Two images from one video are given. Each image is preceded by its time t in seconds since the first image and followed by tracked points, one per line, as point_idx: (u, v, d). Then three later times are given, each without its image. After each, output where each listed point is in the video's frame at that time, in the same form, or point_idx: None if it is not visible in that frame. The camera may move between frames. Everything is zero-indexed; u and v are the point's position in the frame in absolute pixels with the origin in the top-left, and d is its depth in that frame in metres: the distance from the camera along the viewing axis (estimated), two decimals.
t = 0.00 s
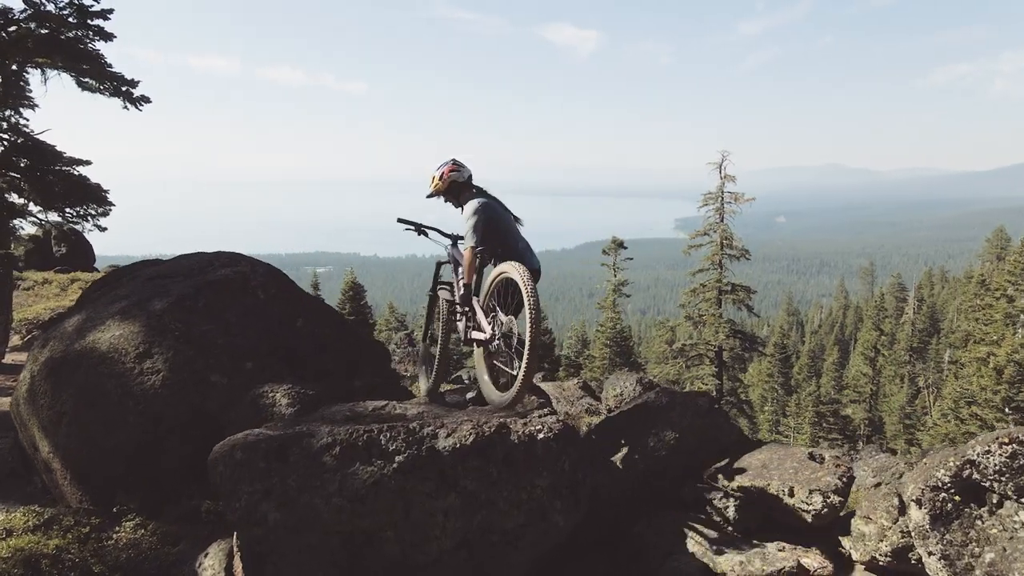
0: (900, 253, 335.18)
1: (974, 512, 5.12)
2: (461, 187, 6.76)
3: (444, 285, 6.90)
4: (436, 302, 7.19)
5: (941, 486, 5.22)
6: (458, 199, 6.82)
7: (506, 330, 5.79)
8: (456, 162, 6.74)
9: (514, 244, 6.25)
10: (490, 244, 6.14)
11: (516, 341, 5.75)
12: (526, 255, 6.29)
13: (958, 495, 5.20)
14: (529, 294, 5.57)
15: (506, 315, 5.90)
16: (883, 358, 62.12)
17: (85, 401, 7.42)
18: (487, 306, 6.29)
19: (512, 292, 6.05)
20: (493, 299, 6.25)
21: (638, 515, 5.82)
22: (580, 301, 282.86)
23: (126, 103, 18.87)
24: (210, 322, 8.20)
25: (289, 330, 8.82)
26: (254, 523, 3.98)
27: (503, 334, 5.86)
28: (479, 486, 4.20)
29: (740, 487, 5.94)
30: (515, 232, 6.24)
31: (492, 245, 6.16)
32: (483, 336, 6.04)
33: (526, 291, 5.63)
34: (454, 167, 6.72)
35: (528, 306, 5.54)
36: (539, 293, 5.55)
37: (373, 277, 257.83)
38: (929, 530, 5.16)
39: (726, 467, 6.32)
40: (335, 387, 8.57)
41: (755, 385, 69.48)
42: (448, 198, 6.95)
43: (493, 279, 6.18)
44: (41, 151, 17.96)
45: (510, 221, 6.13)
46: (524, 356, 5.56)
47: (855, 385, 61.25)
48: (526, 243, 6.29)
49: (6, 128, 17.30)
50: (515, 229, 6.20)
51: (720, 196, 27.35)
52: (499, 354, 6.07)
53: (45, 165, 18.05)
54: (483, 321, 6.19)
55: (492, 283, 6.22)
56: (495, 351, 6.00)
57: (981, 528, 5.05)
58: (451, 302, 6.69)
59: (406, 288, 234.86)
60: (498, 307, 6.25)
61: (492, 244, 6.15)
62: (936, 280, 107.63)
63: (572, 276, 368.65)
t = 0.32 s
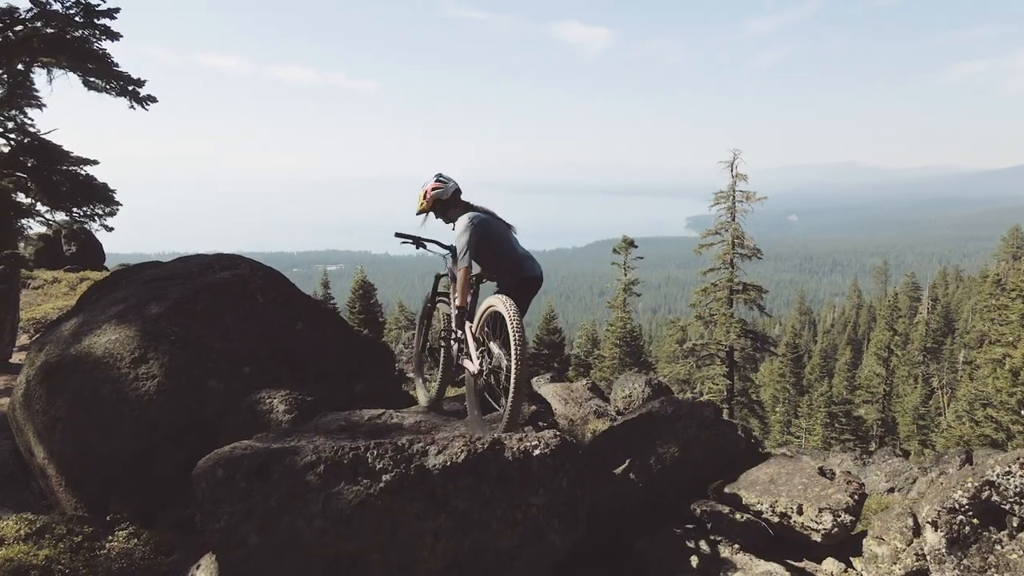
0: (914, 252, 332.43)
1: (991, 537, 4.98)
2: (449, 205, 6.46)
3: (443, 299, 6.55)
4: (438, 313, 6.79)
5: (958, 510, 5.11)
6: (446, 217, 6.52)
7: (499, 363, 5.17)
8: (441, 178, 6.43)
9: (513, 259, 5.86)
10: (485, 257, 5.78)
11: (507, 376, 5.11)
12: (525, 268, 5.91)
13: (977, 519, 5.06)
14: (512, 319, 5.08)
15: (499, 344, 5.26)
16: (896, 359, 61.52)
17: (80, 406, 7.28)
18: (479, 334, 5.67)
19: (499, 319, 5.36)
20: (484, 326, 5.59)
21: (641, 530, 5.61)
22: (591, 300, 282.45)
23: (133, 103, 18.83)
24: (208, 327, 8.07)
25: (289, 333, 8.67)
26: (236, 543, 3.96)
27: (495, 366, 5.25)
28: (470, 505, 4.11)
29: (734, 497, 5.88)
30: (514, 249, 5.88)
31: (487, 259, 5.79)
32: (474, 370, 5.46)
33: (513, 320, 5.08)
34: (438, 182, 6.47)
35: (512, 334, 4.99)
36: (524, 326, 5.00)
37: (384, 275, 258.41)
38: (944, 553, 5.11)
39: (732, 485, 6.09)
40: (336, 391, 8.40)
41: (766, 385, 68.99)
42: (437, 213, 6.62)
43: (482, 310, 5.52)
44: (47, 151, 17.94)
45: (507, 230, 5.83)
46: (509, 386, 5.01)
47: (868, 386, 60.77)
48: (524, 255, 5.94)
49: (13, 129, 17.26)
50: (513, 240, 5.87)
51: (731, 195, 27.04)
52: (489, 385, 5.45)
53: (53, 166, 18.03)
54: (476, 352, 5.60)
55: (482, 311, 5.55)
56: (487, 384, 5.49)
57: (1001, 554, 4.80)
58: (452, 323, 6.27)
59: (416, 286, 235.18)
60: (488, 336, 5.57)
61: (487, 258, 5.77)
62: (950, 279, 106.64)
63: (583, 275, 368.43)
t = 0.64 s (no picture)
0: (930, 249, 329.05)
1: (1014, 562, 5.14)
2: (454, 195, 6.26)
3: (444, 304, 6.43)
4: (438, 320, 6.67)
5: (983, 534, 5.19)
6: (450, 210, 6.30)
7: (500, 374, 5.01)
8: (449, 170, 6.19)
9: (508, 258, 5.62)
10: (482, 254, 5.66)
11: (508, 387, 4.94)
12: (526, 272, 5.69)
13: (998, 544, 5.20)
14: (513, 324, 4.93)
15: (500, 353, 5.10)
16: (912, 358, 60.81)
17: (78, 411, 7.16)
18: (479, 342, 5.50)
19: (500, 328, 5.19)
20: (485, 334, 5.41)
21: (646, 543, 5.47)
22: (603, 296, 281.76)
23: (142, 100, 18.81)
24: (208, 330, 7.96)
25: (291, 335, 8.54)
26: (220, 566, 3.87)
27: (496, 377, 5.09)
28: (464, 526, 3.99)
29: (745, 512, 5.65)
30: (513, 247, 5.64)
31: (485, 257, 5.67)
32: (474, 380, 5.33)
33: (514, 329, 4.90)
34: (445, 173, 6.23)
35: (512, 344, 4.85)
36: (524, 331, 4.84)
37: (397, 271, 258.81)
38: None
39: (742, 498, 5.85)
40: (337, 396, 8.25)
41: (779, 382, 68.50)
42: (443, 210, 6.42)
43: (483, 317, 5.34)
44: (56, 150, 17.96)
45: (508, 226, 5.62)
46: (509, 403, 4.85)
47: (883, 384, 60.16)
48: (526, 258, 5.72)
49: (22, 127, 17.28)
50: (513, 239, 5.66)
51: (745, 191, 26.70)
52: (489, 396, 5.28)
53: (62, 163, 18.02)
54: (476, 361, 5.45)
55: (482, 320, 5.38)
56: (489, 395, 5.33)
57: None
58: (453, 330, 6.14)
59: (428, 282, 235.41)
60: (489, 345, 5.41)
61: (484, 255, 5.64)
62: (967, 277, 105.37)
63: (595, 271, 367.57)
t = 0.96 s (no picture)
0: (948, 245, 325.25)
1: None
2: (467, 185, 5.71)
3: (445, 310, 6.30)
4: (440, 327, 6.55)
5: (1001, 558, 6.24)
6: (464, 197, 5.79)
7: (499, 386, 4.87)
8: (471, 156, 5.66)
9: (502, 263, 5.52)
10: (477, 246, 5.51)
11: (506, 399, 4.80)
12: (522, 271, 5.58)
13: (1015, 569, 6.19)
14: (511, 336, 4.78)
15: (500, 364, 4.95)
16: (930, 356, 60.16)
17: (79, 416, 7.08)
18: (478, 352, 5.36)
19: (500, 338, 5.05)
20: (484, 343, 5.26)
21: (650, 560, 5.32)
22: (617, 293, 280.74)
23: (152, 98, 18.78)
24: (210, 333, 7.86)
25: (294, 338, 8.42)
26: None
27: (495, 389, 4.95)
28: (457, 549, 3.86)
29: (751, 529, 5.53)
30: (511, 252, 5.53)
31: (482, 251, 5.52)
32: (474, 392, 5.20)
33: (513, 341, 4.75)
34: (462, 162, 5.73)
35: (510, 356, 4.72)
36: (523, 345, 4.68)
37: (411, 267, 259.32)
38: None
39: (750, 516, 5.67)
40: (340, 400, 8.14)
41: (794, 380, 67.98)
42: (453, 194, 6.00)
43: (482, 327, 5.19)
44: (66, 148, 17.96)
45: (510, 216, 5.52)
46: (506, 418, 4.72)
47: (900, 383, 59.60)
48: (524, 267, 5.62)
49: (33, 125, 17.31)
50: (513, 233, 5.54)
51: (760, 188, 26.38)
52: (488, 410, 5.13)
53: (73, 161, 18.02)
54: (476, 371, 5.31)
55: (481, 329, 5.24)
56: (487, 407, 5.19)
57: None
58: (453, 339, 5.99)
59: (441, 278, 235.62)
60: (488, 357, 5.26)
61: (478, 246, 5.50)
62: (986, 274, 103.97)
63: (609, 268, 366.42)
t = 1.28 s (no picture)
0: (967, 242, 321.49)
1: None
2: (473, 181, 5.40)
3: (444, 316, 6.15)
4: (439, 333, 6.39)
5: None
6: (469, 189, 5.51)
7: (496, 397, 4.75)
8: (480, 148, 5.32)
9: (498, 264, 5.44)
10: (480, 247, 5.41)
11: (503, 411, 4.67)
12: (521, 275, 5.55)
13: None
14: (506, 343, 4.69)
15: (495, 373, 4.84)
16: (947, 355, 59.45)
17: (80, 420, 7.03)
18: (475, 360, 5.25)
19: (496, 347, 4.94)
20: (481, 351, 5.14)
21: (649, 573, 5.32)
22: (630, 289, 279.70)
23: (162, 95, 18.77)
24: (213, 335, 7.77)
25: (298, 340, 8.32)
26: None
27: (491, 398, 4.84)
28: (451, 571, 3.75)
29: (756, 547, 5.36)
30: (509, 253, 5.47)
31: (484, 252, 5.40)
32: (470, 402, 5.10)
33: (508, 351, 4.63)
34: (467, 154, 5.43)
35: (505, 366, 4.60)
36: (518, 356, 4.55)
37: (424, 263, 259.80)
38: None
39: (759, 531, 5.51)
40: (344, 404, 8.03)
41: (809, 378, 67.41)
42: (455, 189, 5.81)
43: (478, 335, 5.09)
44: (78, 145, 17.96)
45: (515, 211, 5.47)
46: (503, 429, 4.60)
47: (916, 381, 58.96)
48: (520, 270, 5.56)
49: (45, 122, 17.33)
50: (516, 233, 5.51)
51: (775, 184, 26.04)
52: (486, 420, 5.00)
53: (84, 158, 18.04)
54: (472, 381, 5.19)
55: (477, 337, 5.13)
56: (486, 417, 5.06)
57: None
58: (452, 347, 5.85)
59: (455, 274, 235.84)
60: (484, 366, 5.15)
61: (481, 246, 5.41)
62: (1005, 271, 102.69)
63: (623, 264, 365.38)
